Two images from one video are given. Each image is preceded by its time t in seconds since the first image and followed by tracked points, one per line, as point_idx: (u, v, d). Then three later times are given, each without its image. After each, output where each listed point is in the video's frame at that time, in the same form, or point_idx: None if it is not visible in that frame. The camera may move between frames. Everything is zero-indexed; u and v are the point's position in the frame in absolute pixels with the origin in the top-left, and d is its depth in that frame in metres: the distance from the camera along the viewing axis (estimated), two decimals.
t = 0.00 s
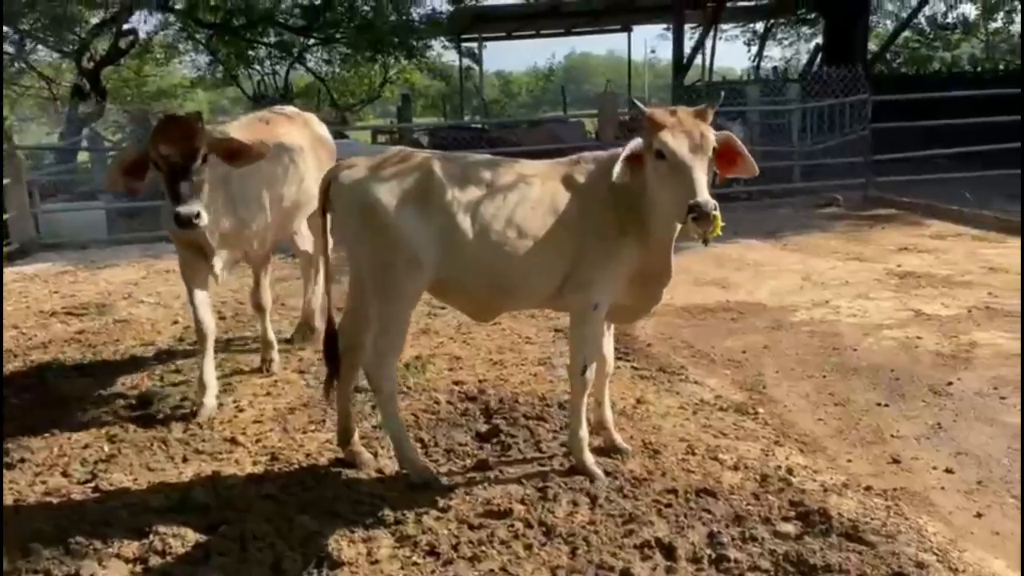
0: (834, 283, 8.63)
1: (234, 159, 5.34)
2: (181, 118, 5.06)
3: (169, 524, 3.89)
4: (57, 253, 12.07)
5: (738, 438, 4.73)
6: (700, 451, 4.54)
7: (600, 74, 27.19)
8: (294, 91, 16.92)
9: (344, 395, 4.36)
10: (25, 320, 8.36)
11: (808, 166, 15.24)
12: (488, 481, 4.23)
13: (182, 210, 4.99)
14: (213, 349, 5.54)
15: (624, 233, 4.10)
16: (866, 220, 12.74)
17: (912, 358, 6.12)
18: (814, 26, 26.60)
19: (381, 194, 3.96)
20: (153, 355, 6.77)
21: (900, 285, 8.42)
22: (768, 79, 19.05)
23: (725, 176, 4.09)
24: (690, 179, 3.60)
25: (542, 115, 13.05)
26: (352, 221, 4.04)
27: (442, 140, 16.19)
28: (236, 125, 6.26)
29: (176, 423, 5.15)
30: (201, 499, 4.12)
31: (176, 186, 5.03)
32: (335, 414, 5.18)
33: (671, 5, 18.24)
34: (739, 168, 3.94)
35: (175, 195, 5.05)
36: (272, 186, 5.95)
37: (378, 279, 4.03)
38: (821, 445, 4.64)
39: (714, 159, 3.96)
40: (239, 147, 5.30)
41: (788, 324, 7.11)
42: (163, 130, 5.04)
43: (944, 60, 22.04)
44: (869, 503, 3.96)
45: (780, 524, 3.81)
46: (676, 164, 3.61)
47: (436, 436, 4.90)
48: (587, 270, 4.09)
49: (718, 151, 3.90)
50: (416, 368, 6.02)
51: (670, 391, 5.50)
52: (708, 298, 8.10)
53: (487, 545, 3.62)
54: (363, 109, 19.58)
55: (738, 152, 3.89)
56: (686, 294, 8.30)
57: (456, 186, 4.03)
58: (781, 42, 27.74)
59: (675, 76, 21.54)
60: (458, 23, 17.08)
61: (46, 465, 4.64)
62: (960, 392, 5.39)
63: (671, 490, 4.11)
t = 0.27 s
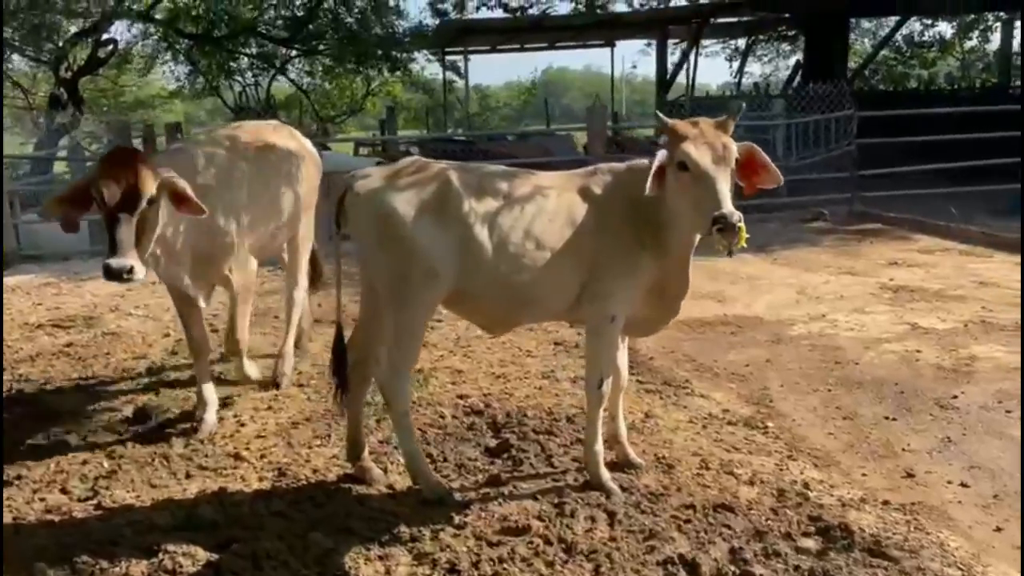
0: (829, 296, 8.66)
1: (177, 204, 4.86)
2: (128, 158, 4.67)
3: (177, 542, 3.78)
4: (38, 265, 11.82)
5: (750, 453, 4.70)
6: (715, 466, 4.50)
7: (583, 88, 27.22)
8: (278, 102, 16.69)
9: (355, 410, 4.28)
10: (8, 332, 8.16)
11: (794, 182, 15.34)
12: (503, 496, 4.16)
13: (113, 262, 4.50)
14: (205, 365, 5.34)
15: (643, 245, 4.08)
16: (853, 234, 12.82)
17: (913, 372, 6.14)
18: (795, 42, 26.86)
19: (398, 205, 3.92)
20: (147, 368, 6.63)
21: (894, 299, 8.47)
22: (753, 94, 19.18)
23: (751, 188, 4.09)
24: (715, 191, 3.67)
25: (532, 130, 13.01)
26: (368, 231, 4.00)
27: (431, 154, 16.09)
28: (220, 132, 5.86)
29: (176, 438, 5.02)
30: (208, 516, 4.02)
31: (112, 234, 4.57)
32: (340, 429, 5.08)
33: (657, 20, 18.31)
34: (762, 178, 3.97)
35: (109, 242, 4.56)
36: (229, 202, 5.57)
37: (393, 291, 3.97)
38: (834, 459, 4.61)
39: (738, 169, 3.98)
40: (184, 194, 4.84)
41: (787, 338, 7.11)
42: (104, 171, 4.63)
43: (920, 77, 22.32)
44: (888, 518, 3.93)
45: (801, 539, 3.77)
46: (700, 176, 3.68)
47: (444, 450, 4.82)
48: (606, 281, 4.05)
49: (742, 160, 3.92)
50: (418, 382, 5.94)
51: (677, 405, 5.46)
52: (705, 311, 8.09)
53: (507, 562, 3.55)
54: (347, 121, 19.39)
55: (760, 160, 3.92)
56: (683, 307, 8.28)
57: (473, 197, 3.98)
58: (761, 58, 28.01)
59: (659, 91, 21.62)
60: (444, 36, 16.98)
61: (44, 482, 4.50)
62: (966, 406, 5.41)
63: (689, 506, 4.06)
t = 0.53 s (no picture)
0: (828, 300, 8.70)
1: (140, 236, 4.33)
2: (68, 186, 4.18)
3: (195, 548, 3.74)
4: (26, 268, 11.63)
5: (765, 455, 4.70)
6: (731, 469, 4.50)
7: (572, 91, 27.21)
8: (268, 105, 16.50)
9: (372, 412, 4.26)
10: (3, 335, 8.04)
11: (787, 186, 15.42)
12: (522, 500, 4.15)
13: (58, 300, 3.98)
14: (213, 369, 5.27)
15: (662, 248, 4.08)
16: (847, 238, 12.90)
17: (919, 375, 6.18)
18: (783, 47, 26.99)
19: (418, 206, 3.90)
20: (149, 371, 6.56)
21: (893, 302, 8.53)
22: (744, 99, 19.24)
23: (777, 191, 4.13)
24: (739, 194, 3.68)
25: (527, 134, 12.95)
26: (388, 235, 3.98)
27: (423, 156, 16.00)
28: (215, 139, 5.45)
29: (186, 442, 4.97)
30: (226, 520, 3.98)
31: (59, 270, 4.06)
32: (351, 431, 5.06)
33: (648, 24, 18.32)
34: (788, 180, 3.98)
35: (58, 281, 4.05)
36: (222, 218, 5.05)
37: (412, 292, 3.96)
38: (848, 462, 4.63)
39: (763, 173, 4.02)
40: (143, 223, 4.30)
41: (791, 341, 7.14)
42: (49, 200, 4.12)
43: (907, 82, 22.47)
44: (908, 520, 3.95)
45: (823, 542, 3.78)
46: (725, 178, 3.69)
47: (458, 453, 4.80)
48: (625, 284, 4.05)
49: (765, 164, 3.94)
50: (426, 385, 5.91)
51: (688, 408, 5.46)
52: (707, 314, 8.10)
53: (531, 566, 3.54)
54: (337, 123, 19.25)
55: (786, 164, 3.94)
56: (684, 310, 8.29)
57: (494, 199, 3.97)
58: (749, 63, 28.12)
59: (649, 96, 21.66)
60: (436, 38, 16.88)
61: (55, 487, 4.44)
62: (974, 409, 5.45)
63: (708, 509, 4.06)
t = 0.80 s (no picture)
0: (835, 292, 8.77)
1: (120, 274, 4.11)
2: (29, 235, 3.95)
3: (235, 538, 3.77)
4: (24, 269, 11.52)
5: (789, 444, 4.76)
6: (758, 457, 4.56)
7: (568, 88, 27.18)
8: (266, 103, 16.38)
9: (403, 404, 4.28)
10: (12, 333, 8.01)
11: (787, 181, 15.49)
12: (555, 488, 4.19)
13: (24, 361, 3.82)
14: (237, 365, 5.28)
15: (691, 240, 4.12)
16: (849, 232, 12.97)
17: (933, 364, 6.25)
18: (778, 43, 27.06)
19: (451, 198, 3.93)
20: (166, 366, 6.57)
21: (900, 294, 8.60)
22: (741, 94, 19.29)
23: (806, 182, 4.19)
24: (774, 184, 3.75)
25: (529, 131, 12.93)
26: (420, 228, 4.01)
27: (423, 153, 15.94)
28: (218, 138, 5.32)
29: (212, 435, 4.99)
30: (262, 511, 4.01)
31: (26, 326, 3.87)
32: (376, 424, 5.09)
33: (646, 20, 18.32)
34: (819, 172, 4.06)
35: (21, 341, 3.88)
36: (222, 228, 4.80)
37: (445, 285, 3.99)
38: (872, 449, 4.69)
39: (794, 165, 4.08)
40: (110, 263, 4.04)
41: (803, 333, 7.20)
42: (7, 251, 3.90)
43: (900, 78, 22.60)
44: (937, 505, 4.01)
45: (855, 527, 3.83)
46: (760, 169, 3.76)
47: (485, 444, 4.84)
48: (654, 275, 4.09)
49: (798, 156, 4.01)
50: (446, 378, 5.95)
51: (708, 399, 5.51)
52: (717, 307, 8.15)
53: (571, 553, 3.58)
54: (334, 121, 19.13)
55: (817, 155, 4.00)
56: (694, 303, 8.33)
57: (525, 191, 4.01)
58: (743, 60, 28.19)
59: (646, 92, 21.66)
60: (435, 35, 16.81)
61: (88, 482, 4.46)
62: (991, 397, 5.52)
63: (740, 496, 4.11)
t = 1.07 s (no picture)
0: (860, 280, 8.87)
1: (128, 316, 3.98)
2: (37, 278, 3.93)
3: (309, 517, 3.90)
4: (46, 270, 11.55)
5: (834, 423, 4.89)
6: (806, 435, 4.69)
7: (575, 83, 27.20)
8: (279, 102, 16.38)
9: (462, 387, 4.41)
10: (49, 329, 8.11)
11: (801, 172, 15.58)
12: (613, 467, 4.32)
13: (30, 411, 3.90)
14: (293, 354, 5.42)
15: (744, 224, 4.25)
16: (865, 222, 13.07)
17: (965, 347, 6.37)
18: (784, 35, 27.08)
19: (512, 186, 4.05)
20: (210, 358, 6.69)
21: (924, 280, 8.71)
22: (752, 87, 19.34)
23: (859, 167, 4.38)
24: (831, 168, 3.93)
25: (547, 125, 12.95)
26: (482, 215, 4.14)
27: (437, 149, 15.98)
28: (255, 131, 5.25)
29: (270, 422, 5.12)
30: (331, 491, 4.14)
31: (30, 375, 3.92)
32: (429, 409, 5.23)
33: (657, 15, 18.34)
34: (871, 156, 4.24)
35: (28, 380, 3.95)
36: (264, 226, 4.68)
37: (507, 271, 4.11)
38: (915, 428, 4.82)
39: (849, 150, 4.25)
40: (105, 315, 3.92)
41: (833, 318, 7.32)
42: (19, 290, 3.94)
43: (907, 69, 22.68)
44: (986, 479, 4.14)
45: (908, 499, 3.96)
46: (818, 153, 3.94)
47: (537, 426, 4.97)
48: (708, 259, 4.22)
49: (852, 140, 4.19)
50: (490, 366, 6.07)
51: (749, 381, 5.63)
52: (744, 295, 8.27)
53: (638, 527, 3.71)
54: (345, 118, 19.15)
55: (870, 140, 4.18)
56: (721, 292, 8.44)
57: (583, 179, 4.13)
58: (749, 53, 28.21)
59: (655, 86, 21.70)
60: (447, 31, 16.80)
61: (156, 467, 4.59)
62: None
63: (794, 472, 4.24)
